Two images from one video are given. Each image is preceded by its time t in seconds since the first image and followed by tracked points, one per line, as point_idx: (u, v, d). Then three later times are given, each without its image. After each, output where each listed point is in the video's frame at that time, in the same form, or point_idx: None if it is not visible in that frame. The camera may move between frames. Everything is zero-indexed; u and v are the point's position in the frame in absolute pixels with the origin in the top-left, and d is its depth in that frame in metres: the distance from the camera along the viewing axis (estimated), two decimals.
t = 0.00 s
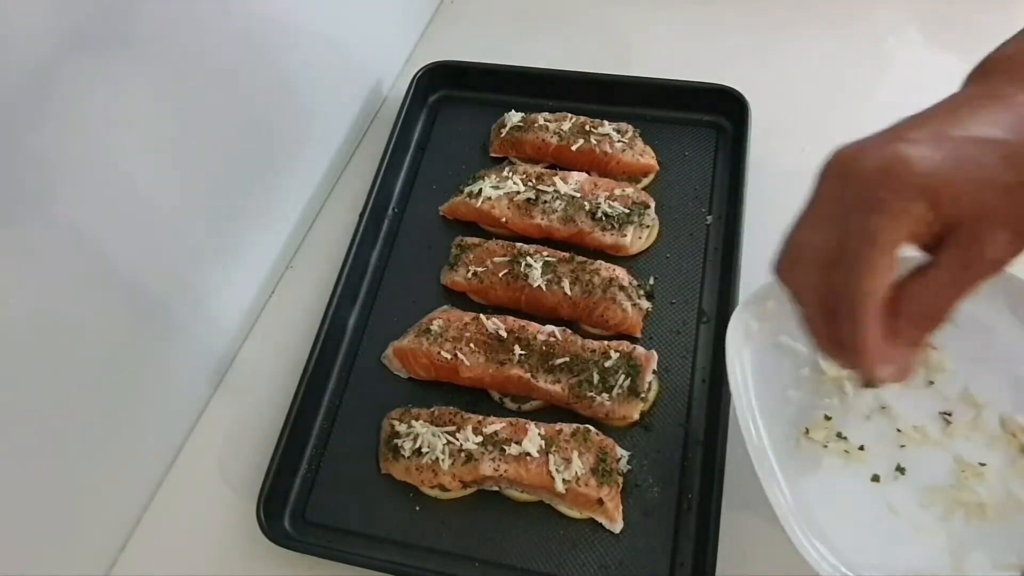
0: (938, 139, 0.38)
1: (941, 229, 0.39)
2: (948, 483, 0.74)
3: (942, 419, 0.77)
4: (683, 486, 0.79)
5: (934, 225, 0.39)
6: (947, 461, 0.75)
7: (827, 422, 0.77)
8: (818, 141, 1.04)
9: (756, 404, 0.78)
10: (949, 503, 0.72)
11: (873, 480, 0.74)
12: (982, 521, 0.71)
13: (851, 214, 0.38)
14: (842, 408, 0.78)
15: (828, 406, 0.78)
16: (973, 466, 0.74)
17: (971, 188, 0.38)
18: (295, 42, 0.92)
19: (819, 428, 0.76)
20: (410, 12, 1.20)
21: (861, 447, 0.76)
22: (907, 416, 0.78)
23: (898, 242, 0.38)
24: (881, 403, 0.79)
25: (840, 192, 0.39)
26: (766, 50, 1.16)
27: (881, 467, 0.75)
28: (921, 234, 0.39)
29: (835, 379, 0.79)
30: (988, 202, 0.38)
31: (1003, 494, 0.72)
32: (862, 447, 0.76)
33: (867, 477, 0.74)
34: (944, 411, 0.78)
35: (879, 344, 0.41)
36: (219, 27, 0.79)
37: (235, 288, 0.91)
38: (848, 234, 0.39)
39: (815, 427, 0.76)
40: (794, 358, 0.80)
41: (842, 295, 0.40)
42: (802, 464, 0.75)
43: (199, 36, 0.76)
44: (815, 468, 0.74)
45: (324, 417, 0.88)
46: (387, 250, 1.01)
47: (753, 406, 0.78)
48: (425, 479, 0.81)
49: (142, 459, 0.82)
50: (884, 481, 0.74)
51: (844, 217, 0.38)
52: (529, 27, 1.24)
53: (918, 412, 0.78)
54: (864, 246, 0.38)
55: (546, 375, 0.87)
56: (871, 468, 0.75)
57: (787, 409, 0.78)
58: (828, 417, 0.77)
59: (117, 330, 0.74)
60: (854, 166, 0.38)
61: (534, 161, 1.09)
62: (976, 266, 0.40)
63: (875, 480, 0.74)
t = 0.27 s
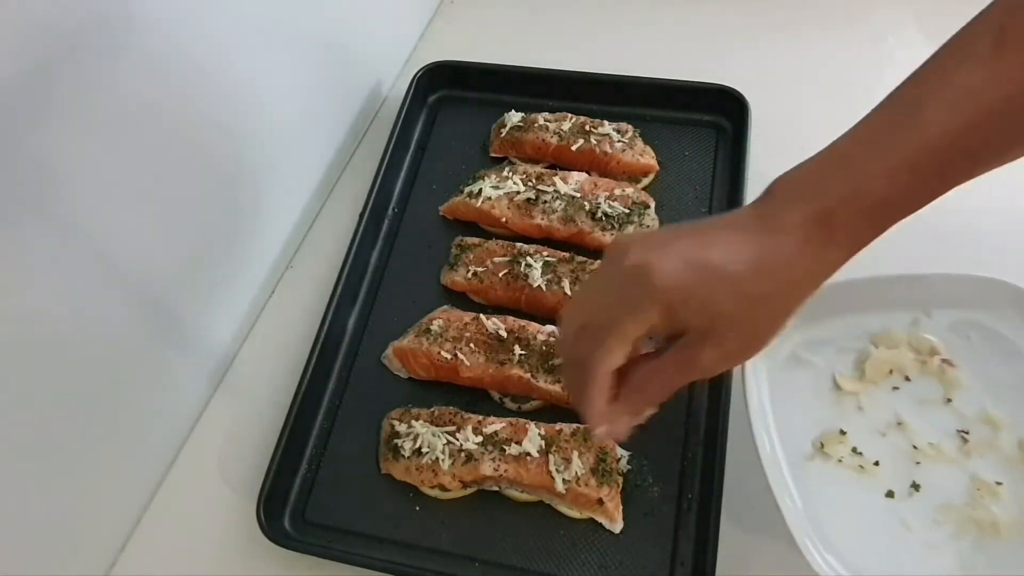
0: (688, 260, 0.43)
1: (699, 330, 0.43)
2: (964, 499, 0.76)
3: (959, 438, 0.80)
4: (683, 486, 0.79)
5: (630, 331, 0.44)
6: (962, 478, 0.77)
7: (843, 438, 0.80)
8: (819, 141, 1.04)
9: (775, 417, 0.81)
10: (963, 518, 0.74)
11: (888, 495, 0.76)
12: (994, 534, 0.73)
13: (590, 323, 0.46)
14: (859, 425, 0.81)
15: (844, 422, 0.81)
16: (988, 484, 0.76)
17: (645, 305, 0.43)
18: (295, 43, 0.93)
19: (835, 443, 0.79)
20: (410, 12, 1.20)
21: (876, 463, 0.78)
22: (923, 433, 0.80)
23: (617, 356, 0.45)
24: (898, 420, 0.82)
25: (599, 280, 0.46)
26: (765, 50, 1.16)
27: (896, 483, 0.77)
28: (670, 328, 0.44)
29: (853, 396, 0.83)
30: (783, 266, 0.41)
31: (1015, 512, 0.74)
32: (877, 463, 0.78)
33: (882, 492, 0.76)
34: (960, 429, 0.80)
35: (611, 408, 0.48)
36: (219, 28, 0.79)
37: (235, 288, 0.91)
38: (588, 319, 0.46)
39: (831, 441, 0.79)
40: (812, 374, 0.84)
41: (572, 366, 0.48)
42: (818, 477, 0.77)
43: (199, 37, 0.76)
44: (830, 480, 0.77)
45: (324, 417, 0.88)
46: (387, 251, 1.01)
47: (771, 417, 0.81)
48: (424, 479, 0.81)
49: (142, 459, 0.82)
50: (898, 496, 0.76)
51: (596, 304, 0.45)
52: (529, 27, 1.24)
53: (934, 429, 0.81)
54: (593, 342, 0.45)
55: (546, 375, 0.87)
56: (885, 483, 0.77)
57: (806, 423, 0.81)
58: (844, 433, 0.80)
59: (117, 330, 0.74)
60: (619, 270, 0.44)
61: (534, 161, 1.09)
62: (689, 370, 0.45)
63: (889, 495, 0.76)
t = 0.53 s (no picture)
0: (634, 359, 0.59)
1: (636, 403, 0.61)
2: (983, 538, 0.70)
3: (976, 470, 0.73)
4: (683, 486, 0.79)
5: (607, 405, 0.61)
6: (980, 515, 0.71)
7: (855, 471, 0.74)
8: (818, 141, 1.04)
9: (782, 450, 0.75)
10: (982, 558, 0.68)
11: (904, 533, 0.70)
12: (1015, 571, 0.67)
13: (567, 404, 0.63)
14: (871, 457, 0.75)
15: (856, 454, 0.75)
16: (1010, 521, 0.70)
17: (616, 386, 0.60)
18: (295, 42, 0.93)
19: (846, 476, 0.73)
20: (410, 12, 1.20)
21: (891, 498, 0.73)
22: (940, 465, 0.74)
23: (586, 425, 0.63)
24: (913, 452, 0.75)
25: (568, 360, 0.62)
26: (766, 50, 1.16)
27: (912, 519, 0.71)
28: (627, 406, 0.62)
29: (864, 426, 0.77)
30: (729, 330, 0.58)
31: None
32: (892, 498, 0.73)
33: (898, 530, 0.71)
34: (978, 462, 0.74)
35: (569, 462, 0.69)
36: (218, 28, 0.79)
37: (235, 288, 0.91)
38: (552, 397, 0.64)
39: (842, 475, 0.73)
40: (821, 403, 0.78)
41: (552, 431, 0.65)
42: (828, 514, 0.72)
43: (198, 36, 0.76)
44: (842, 519, 0.71)
45: (324, 416, 0.88)
46: (387, 251, 1.01)
47: (777, 449, 0.75)
48: (424, 479, 0.81)
49: (142, 459, 0.82)
50: (915, 534, 0.70)
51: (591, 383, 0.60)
52: (529, 27, 1.24)
53: (949, 461, 0.74)
54: (558, 425, 0.64)
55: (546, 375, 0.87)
56: (901, 520, 0.71)
57: (814, 455, 0.75)
58: (857, 466, 0.74)
59: (116, 330, 0.74)
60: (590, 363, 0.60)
61: (534, 161, 1.09)
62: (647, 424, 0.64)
63: (906, 532, 0.70)
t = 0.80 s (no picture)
0: (651, 359, 0.60)
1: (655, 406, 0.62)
2: (986, 560, 0.69)
3: (981, 492, 0.73)
4: (683, 486, 0.79)
5: (627, 406, 0.62)
6: (984, 537, 0.71)
7: (859, 490, 0.73)
8: (818, 141, 1.04)
9: (786, 468, 0.75)
10: None
11: (908, 553, 0.70)
12: None
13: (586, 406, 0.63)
14: (876, 476, 0.75)
15: (861, 473, 0.75)
16: (1014, 543, 0.70)
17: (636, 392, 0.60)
18: (295, 42, 0.93)
19: (850, 495, 0.73)
20: (410, 12, 1.20)
21: (896, 518, 0.72)
22: (945, 486, 0.73)
23: (605, 425, 0.63)
24: (918, 473, 0.74)
25: (590, 362, 0.63)
26: (765, 50, 1.16)
27: (917, 540, 0.70)
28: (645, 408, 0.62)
29: (869, 446, 0.76)
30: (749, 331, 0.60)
31: None
32: (897, 518, 0.72)
33: (902, 550, 0.70)
34: (983, 484, 0.73)
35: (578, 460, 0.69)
36: (219, 27, 0.79)
37: (235, 287, 0.91)
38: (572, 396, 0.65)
39: (847, 494, 0.73)
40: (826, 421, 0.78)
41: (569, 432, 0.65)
42: (831, 532, 0.71)
43: (199, 36, 0.76)
44: (846, 538, 0.71)
45: (324, 416, 0.88)
46: (387, 251, 1.01)
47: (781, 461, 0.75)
48: (424, 479, 0.81)
49: (142, 459, 0.82)
50: (919, 554, 0.70)
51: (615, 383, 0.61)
52: (529, 27, 1.24)
53: (954, 481, 0.74)
54: (579, 428, 0.65)
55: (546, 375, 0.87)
56: (906, 540, 0.70)
57: (817, 473, 0.75)
58: (861, 485, 0.74)
59: (116, 331, 0.74)
60: (616, 368, 0.60)
61: (534, 161, 1.09)
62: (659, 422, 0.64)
63: (910, 553, 0.70)
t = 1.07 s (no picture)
0: (671, 339, 0.55)
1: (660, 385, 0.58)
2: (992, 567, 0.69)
3: (987, 498, 0.73)
4: (683, 486, 0.79)
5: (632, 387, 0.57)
6: (989, 543, 0.70)
7: (865, 496, 0.73)
8: (819, 141, 1.04)
9: (792, 473, 0.75)
10: None
11: (912, 560, 0.70)
12: None
13: (586, 384, 0.58)
14: (882, 481, 0.74)
15: (866, 478, 0.74)
16: (1019, 550, 0.69)
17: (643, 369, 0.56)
18: (295, 42, 0.93)
19: (855, 500, 0.73)
20: (410, 12, 1.20)
21: (900, 524, 0.72)
22: (951, 493, 0.73)
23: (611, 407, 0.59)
24: (924, 478, 0.74)
25: (594, 335, 0.58)
26: (766, 50, 1.16)
27: (921, 546, 0.70)
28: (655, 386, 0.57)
29: (875, 450, 0.76)
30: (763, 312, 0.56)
31: None
32: (902, 524, 0.72)
33: (906, 556, 0.70)
34: (989, 490, 0.73)
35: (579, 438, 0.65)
36: (219, 27, 0.79)
37: (235, 287, 0.91)
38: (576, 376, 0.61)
39: (852, 499, 0.73)
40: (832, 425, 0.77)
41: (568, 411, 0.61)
42: (835, 537, 0.71)
43: (199, 36, 0.76)
44: (850, 543, 0.70)
45: (324, 416, 0.88)
46: (387, 250, 1.01)
47: (782, 462, 0.75)
48: (424, 479, 0.81)
49: (142, 459, 0.82)
50: (923, 561, 0.70)
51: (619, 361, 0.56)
52: (529, 27, 1.24)
53: (961, 488, 0.74)
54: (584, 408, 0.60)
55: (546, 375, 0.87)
56: (910, 546, 0.70)
57: (823, 478, 0.75)
58: (866, 490, 0.74)
59: (116, 331, 0.74)
60: (621, 342, 0.56)
61: (534, 161, 1.09)
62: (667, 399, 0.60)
63: (914, 559, 0.70)
